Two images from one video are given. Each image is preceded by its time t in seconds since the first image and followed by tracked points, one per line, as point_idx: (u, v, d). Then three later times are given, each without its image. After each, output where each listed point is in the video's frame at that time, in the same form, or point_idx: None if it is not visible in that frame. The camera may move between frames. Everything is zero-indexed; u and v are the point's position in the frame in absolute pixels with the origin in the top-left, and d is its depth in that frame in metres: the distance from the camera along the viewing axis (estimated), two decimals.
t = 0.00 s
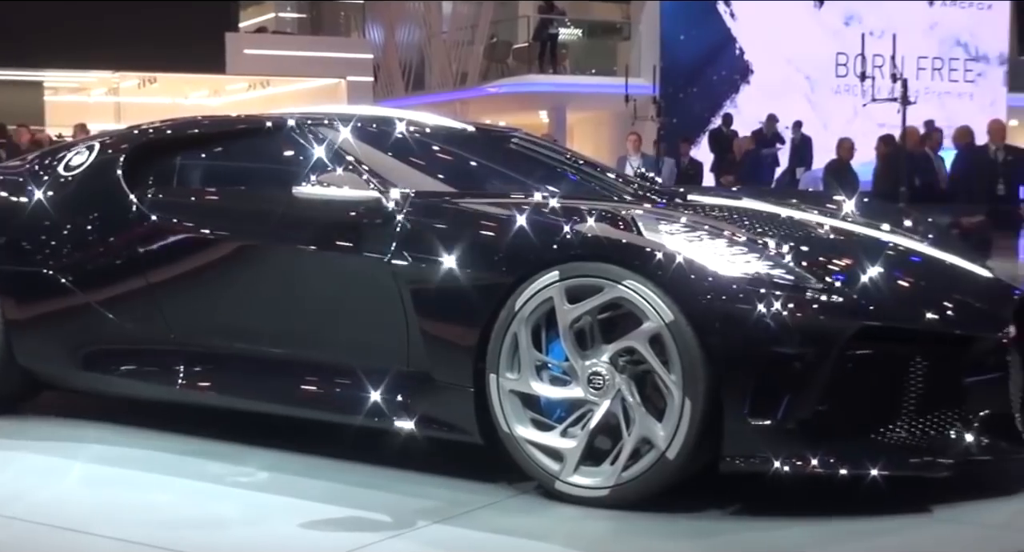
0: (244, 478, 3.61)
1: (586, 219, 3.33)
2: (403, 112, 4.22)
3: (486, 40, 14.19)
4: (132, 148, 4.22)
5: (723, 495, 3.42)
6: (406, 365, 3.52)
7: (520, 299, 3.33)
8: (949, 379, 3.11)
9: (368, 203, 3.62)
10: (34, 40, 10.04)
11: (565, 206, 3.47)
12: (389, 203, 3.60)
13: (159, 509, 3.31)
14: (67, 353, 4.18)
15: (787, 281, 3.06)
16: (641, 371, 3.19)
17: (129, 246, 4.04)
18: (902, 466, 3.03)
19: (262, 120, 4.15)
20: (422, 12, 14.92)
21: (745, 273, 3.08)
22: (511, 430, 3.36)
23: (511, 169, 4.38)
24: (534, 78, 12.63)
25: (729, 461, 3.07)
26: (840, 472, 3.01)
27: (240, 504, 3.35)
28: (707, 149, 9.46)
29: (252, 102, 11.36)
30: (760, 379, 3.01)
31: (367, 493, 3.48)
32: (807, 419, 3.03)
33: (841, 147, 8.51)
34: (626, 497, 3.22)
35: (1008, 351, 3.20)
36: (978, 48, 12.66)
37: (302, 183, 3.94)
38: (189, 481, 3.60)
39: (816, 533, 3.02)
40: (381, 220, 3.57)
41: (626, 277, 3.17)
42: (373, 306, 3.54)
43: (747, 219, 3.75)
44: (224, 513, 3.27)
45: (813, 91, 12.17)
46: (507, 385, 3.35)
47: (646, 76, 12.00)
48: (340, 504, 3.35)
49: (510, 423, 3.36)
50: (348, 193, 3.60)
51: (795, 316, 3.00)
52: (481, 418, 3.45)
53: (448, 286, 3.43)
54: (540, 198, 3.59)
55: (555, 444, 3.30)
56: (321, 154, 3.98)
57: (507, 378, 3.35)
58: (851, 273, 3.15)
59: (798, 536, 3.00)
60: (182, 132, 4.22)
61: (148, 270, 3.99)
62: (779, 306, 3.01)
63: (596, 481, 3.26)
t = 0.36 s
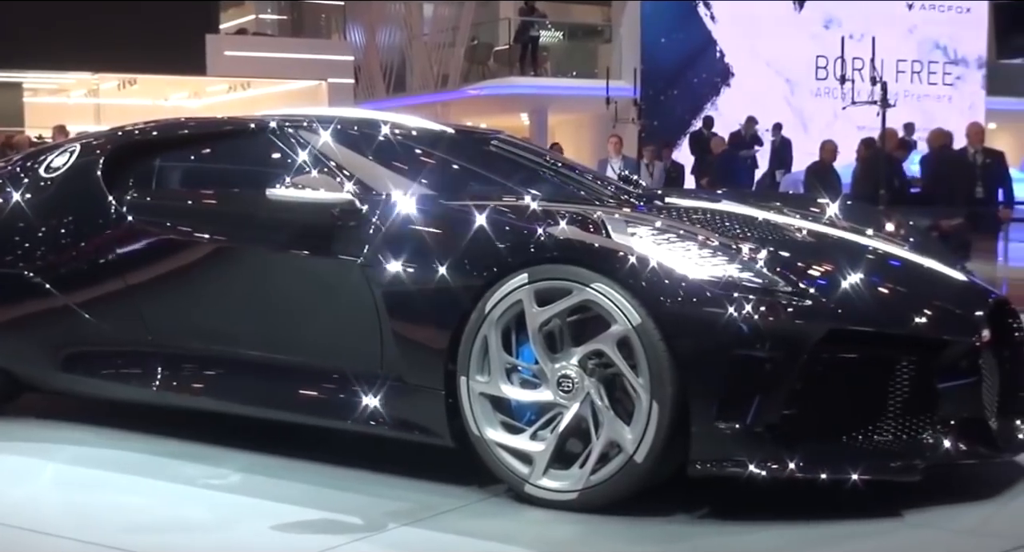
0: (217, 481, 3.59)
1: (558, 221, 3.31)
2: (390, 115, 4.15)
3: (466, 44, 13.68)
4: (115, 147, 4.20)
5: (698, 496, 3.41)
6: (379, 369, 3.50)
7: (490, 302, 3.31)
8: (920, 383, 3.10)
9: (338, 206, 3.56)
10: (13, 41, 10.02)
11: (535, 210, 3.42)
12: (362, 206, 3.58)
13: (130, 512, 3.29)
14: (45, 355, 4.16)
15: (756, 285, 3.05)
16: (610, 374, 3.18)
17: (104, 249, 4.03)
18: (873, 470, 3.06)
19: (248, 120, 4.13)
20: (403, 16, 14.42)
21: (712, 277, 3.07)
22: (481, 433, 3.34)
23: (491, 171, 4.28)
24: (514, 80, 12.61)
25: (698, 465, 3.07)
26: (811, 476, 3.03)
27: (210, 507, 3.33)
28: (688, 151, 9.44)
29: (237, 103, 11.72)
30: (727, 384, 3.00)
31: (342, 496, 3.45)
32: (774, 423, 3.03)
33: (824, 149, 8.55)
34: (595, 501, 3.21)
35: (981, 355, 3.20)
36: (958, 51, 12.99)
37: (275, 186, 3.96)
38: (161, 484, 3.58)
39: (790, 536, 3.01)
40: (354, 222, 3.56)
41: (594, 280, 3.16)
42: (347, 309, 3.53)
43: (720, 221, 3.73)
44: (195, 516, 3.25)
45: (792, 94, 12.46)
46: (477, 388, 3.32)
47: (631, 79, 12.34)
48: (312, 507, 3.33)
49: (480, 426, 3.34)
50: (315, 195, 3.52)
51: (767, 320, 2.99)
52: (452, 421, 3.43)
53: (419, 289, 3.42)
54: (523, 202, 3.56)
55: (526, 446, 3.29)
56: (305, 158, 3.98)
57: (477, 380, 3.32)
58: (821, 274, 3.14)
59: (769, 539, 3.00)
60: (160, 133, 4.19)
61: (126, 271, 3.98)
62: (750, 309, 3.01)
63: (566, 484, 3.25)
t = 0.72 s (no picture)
0: (200, 481, 3.58)
1: (539, 223, 3.29)
2: (388, 116, 4.12)
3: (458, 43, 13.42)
4: (109, 144, 4.20)
5: (681, 496, 3.40)
6: (364, 369, 3.49)
7: (470, 303, 3.29)
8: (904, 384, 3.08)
9: (324, 206, 3.59)
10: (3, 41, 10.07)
11: (512, 209, 3.42)
12: (346, 206, 3.59)
13: (109, 512, 3.28)
14: (35, 353, 4.16)
15: (735, 285, 3.03)
16: (589, 375, 3.15)
17: (92, 249, 4.03)
18: (859, 473, 3.03)
19: (240, 121, 4.12)
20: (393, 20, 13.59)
21: (690, 277, 3.05)
22: (461, 434, 3.31)
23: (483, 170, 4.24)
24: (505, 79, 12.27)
25: (677, 467, 3.05)
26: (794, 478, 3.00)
27: (189, 507, 3.32)
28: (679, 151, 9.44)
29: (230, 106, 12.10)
30: (706, 384, 2.98)
31: (325, 497, 3.44)
32: (754, 424, 3.01)
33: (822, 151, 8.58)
34: (574, 502, 3.19)
35: (965, 355, 3.21)
36: (947, 51, 13.15)
37: (259, 186, 3.95)
38: (144, 484, 3.57)
39: (771, 538, 2.99)
40: (340, 221, 3.56)
41: (573, 280, 3.14)
42: (332, 310, 3.52)
43: (706, 222, 3.71)
44: (175, 516, 3.25)
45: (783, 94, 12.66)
46: (457, 388, 3.31)
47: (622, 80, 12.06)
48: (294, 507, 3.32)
49: (461, 427, 3.31)
50: (302, 194, 3.57)
51: (749, 321, 2.97)
52: (434, 422, 3.41)
53: (400, 289, 3.40)
54: (513, 202, 3.55)
55: (505, 447, 3.26)
56: (299, 160, 3.93)
57: (457, 381, 3.31)
58: (802, 274, 3.13)
59: (751, 540, 2.99)
60: (151, 132, 4.18)
61: (115, 271, 3.98)
62: (731, 310, 2.98)
63: (544, 485, 3.23)
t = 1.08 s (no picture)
0: (191, 483, 3.58)
1: (528, 226, 3.28)
2: (389, 118, 4.10)
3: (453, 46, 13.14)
4: (112, 145, 4.19)
5: (671, 501, 3.38)
6: (354, 372, 3.48)
7: (457, 305, 3.29)
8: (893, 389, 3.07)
9: (314, 208, 3.52)
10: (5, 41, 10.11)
11: (500, 213, 3.40)
12: (336, 210, 3.57)
13: (99, 513, 3.28)
14: (32, 354, 4.16)
15: (721, 289, 3.02)
16: (575, 379, 3.13)
17: (88, 252, 4.03)
18: (848, 478, 3.00)
19: (239, 123, 4.11)
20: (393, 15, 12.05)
21: (674, 282, 3.04)
22: (448, 437, 3.30)
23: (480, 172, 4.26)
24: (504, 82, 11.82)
25: (661, 471, 3.02)
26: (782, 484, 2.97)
27: (178, 508, 3.32)
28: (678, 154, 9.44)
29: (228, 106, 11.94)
30: (691, 388, 2.96)
31: (314, 499, 3.43)
32: (739, 429, 2.99)
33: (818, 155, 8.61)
34: (559, 506, 3.17)
35: (956, 359, 3.20)
36: (945, 54, 13.09)
37: (252, 188, 3.96)
38: (136, 484, 3.57)
39: (759, 544, 2.98)
40: (330, 224, 3.55)
41: (558, 283, 3.13)
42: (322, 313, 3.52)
43: (700, 227, 3.70)
44: (164, 517, 3.25)
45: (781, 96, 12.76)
46: (444, 391, 3.30)
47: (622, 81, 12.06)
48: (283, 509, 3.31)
49: (447, 430, 3.30)
50: (292, 197, 3.53)
51: (739, 326, 2.95)
52: (422, 425, 3.40)
53: (389, 292, 3.40)
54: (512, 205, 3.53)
55: (490, 451, 3.25)
56: (299, 165, 3.91)
57: (444, 384, 3.30)
58: (799, 280, 3.12)
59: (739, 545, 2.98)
60: (151, 135, 4.17)
61: (111, 272, 3.97)
62: (720, 315, 2.97)
63: (529, 489, 3.21)
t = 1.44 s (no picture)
0: (184, 484, 3.58)
1: (519, 228, 3.27)
2: (395, 122, 4.13)
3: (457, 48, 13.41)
4: (118, 146, 4.19)
5: (663, 506, 3.37)
6: (347, 374, 3.48)
7: (447, 308, 3.28)
8: (884, 395, 3.06)
9: (308, 210, 3.56)
10: (9, 41, 10.18)
11: (491, 216, 3.38)
12: (331, 212, 3.58)
13: (93, 514, 3.28)
14: (33, 354, 4.17)
15: (709, 293, 3.01)
16: (563, 383, 3.13)
17: (87, 253, 4.04)
18: (838, 483, 2.99)
19: (242, 124, 4.10)
20: (393, 15, 12.78)
21: (663, 285, 3.03)
22: (438, 440, 3.30)
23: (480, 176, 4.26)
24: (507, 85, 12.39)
25: (647, 476, 3.01)
26: (770, 490, 2.96)
27: (170, 509, 3.32)
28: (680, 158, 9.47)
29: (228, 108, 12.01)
30: (679, 393, 2.95)
31: (307, 501, 3.43)
32: (727, 434, 2.98)
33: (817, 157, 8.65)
34: (546, 510, 3.16)
35: (950, 365, 3.18)
36: (946, 58, 13.16)
37: (246, 191, 3.95)
38: (131, 485, 3.57)
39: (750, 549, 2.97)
40: (324, 226, 3.55)
41: (546, 287, 3.12)
42: (316, 315, 3.52)
43: (700, 232, 3.70)
44: (159, 518, 3.25)
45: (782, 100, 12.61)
46: (434, 394, 3.29)
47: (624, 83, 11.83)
48: (276, 511, 3.31)
49: (437, 433, 3.30)
50: (286, 200, 3.54)
51: (731, 331, 2.94)
52: (412, 427, 3.40)
53: (381, 294, 3.40)
54: (515, 210, 3.50)
55: (478, 454, 3.24)
56: (302, 169, 3.87)
57: (433, 387, 3.29)
58: (800, 286, 3.11)
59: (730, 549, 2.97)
60: (155, 136, 4.17)
61: (111, 274, 3.98)
62: (713, 320, 2.96)
63: (516, 493, 3.21)
